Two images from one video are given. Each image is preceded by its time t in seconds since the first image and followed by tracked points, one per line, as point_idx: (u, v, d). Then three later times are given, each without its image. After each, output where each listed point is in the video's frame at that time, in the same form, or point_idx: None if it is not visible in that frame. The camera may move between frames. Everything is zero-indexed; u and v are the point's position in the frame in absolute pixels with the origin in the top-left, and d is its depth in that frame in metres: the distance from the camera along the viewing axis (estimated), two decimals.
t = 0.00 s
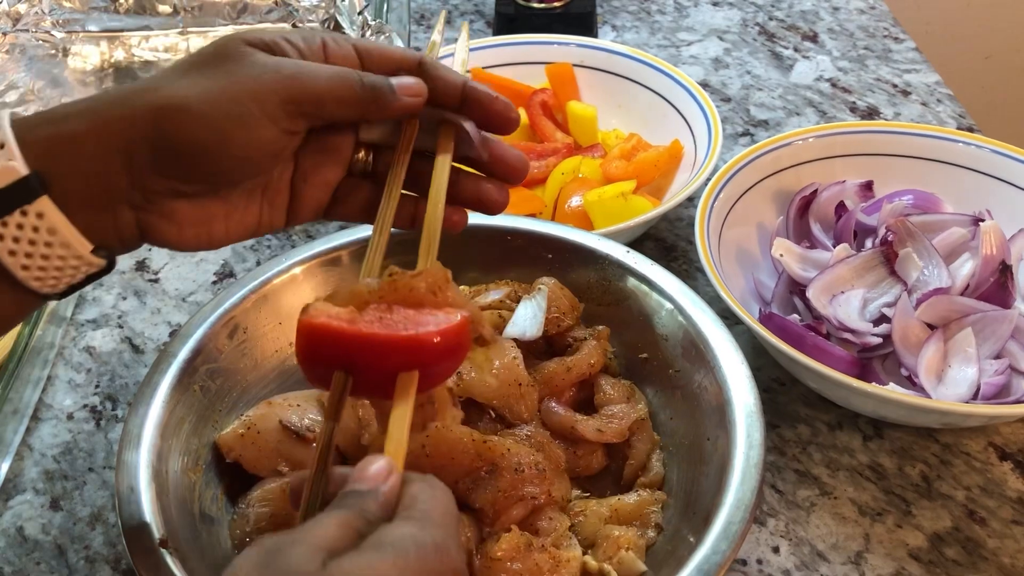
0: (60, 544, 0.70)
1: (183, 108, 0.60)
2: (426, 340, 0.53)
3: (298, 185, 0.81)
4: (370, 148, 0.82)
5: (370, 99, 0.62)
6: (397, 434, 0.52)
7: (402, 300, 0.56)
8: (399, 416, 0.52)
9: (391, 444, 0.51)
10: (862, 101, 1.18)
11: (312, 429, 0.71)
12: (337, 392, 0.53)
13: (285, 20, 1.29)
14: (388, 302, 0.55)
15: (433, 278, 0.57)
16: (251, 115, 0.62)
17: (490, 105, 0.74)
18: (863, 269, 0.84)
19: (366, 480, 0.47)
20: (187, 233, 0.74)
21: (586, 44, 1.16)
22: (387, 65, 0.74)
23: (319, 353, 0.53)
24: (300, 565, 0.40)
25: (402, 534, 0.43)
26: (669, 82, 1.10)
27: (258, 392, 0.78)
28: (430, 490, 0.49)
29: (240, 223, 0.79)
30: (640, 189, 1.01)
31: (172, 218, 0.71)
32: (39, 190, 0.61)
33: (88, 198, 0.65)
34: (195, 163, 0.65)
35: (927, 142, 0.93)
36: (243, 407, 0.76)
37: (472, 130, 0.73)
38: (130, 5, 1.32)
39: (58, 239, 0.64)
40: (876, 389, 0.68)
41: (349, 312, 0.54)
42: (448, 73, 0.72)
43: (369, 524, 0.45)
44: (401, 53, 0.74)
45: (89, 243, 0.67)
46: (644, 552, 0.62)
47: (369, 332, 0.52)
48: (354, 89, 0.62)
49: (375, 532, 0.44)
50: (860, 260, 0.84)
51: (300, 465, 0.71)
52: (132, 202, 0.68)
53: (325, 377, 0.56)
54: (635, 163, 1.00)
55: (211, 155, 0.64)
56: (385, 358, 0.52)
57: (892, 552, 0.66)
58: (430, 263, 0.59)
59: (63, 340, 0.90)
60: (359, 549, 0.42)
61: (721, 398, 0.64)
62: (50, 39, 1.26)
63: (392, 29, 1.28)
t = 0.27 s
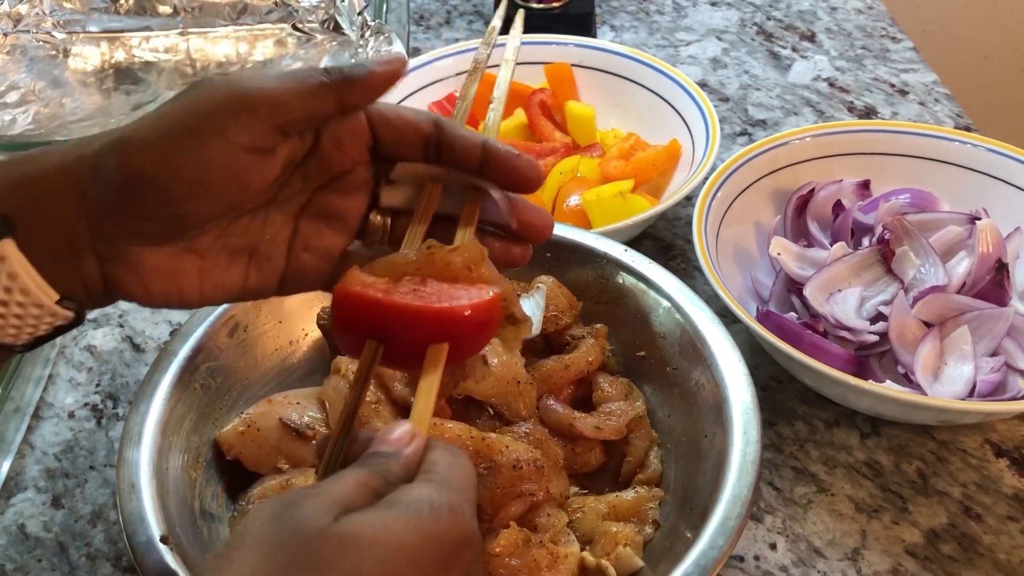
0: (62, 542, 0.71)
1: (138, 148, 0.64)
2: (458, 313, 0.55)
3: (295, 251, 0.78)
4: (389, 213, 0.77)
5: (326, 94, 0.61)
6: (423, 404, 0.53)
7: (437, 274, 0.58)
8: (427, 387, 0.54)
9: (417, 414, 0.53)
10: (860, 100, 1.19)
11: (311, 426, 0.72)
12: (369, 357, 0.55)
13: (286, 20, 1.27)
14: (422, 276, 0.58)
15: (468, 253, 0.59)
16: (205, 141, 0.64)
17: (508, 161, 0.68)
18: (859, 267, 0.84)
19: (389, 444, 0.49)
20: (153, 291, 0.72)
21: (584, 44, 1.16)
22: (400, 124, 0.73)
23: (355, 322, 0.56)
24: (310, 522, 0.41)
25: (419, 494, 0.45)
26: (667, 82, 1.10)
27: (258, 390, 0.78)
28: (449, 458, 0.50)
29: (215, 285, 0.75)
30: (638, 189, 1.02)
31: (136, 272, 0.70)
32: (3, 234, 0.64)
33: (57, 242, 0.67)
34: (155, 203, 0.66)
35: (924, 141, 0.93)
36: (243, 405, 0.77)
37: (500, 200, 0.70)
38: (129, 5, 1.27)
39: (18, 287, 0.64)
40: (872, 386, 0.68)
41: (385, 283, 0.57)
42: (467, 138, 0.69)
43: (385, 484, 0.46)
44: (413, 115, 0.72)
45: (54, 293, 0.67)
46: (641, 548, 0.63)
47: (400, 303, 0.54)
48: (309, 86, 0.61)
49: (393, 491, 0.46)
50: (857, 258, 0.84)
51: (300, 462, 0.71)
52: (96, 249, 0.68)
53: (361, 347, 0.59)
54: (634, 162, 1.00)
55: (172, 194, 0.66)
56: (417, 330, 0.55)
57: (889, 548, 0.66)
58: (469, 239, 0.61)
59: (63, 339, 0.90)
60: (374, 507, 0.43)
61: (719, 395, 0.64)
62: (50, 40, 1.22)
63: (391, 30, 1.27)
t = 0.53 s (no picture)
0: (65, 540, 0.71)
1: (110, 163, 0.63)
2: (466, 313, 0.56)
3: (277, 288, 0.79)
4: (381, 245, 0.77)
5: (283, 85, 0.57)
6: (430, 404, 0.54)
7: (442, 276, 0.59)
8: (434, 387, 0.54)
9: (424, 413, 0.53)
10: (859, 100, 1.19)
11: (313, 425, 0.72)
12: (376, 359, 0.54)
13: (287, 22, 1.32)
14: (428, 279, 0.59)
15: (474, 256, 0.60)
16: (166, 143, 0.62)
17: (500, 195, 0.68)
18: (859, 267, 0.84)
19: (400, 441, 0.49)
20: (129, 316, 0.71)
21: (585, 45, 1.17)
22: (389, 159, 0.74)
23: (361, 324, 0.55)
24: (321, 521, 0.41)
25: (429, 496, 0.45)
26: (668, 82, 1.10)
27: (260, 390, 0.79)
28: (459, 460, 0.50)
29: (193, 311, 0.74)
30: (639, 189, 1.02)
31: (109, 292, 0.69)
32: None
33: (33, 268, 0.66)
34: (120, 214, 0.64)
35: (923, 141, 0.93)
36: (245, 404, 0.77)
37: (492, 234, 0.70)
38: (131, 6, 1.32)
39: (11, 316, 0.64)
40: (872, 384, 0.68)
41: (391, 285, 0.57)
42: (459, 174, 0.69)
43: (397, 484, 0.47)
44: (403, 151, 0.73)
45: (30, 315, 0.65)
46: (642, 546, 0.63)
47: (408, 303, 0.54)
48: (264, 78, 0.57)
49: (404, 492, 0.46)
50: (857, 257, 0.85)
51: (301, 460, 0.72)
52: (72, 272, 0.67)
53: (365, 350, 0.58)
54: (634, 162, 1.01)
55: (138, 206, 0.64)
56: (424, 331, 0.55)
57: (888, 546, 0.67)
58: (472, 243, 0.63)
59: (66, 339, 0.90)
60: (384, 509, 0.44)
61: (718, 394, 0.65)
62: (52, 41, 1.27)
63: (393, 30, 1.30)
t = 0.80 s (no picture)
0: (65, 540, 0.71)
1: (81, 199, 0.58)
2: (476, 308, 0.55)
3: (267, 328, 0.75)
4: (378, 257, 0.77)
5: (248, 105, 0.51)
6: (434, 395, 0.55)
7: (455, 270, 0.58)
8: (441, 379, 0.55)
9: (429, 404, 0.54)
10: (859, 101, 1.19)
11: (313, 425, 0.73)
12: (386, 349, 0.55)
13: (287, 23, 1.33)
14: (439, 271, 0.58)
15: (489, 254, 0.58)
16: (132, 176, 0.57)
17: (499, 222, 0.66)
18: (858, 267, 0.84)
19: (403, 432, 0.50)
20: (109, 354, 0.66)
21: (584, 46, 1.17)
22: (381, 192, 0.70)
23: (369, 315, 0.56)
24: (323, 510, 0.41)
25: (431, 486, 0.45)
26: (667, 83, 1.10)
27: (259, 390, 0.79)
28: (462, 450, 0.50)
29: (177, 348, 0.69)
30: (638, 189, 1.02)
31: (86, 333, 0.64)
32: None
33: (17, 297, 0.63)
34: (97, 250, 0.60)
35: (922, 141, 0.94)
36: (244, 405, 0.77)
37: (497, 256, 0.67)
38: (132, 7, 1.32)
39: None
40: (870, 384, 0.68)
41: (402, 276, 0.57)
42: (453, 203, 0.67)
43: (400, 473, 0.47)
44: (396, 184, 0.70)
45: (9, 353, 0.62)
46: (640, 545, 0.63)
47: (417, 297, 0.55)
48: (229, 99, 0.52)
49: (408, 481, 0.46)
50: (856, 257, 0.85)
51: (301, 460, 0.72)
52: (51, 312, 0.63)
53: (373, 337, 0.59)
54: (634, 162, 1.01)
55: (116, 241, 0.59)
56: (432, 319, 0.55)
57: (887, 546, 0.67)
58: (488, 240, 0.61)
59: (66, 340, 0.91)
60: (386, 497, 0.44)
61: (717, 394, 0.65)
62: (53, 42, 1.27)
63: (393, 31, 1.31)
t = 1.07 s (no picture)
0: (65, 538, 0.71)
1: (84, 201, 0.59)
2: (488, 305, 0.55)
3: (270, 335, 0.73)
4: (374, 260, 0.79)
5: (247, 101, 0.51)
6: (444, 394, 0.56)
7: (464, 267, 0.57)
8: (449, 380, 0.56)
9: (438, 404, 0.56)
10: (859, 100, 1.19)
11: (313, 423, 0.73)
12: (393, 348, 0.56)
13: (287, 22, 1.33)
14: (447, 266, 0.57)
15: (498, 250, 0.57)
16: (131, 174, 0.57)
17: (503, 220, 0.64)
18: (858, 265, 0.84)
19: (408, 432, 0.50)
20: (109, 350, 0.66)
21: (584, 44, 1.17)
22: (385, 192, 0.70)
23: (380, 309, 0.56)
24: (330, 511, 0.42)
25: (436, 486, 0.46)
26: (667, 81, 1.10)
27: (259, 389, 0.79)
28: (468, 446, 0.52)
29: (177, 344, 0.69)
30: (638, 188, 1.02)
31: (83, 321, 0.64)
32: None
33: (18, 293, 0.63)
34: (100, 247, 0.60)
35: (923, 139, 0.93)
36: (244, 403, 0.77)
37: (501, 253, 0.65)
38: (132, 6, 1.32)
39: None
40: (870, 383, 0.68)
41: (410, 272, 0.56)
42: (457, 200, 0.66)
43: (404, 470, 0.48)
44: (398, 182, 0.70)
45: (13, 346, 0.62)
46: (640, 543, 0.63)
47: (427, 293, 0.54)
48: (228, 95, 0.52)
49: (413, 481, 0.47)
50: (856, 255, 0.85)
51: (301, 458, 0.72)
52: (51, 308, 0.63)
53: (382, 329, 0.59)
54: (633, 161, 1.01)
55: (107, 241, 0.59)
56: (438, 316, 0.55)
57: (887, 544, 0.67)
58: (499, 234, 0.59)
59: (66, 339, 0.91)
60: (393, 497, 0.45)
61: (717, 392, 0.65)
62: (53, 41, 1.27)
63: (393, 29, 1.31)
